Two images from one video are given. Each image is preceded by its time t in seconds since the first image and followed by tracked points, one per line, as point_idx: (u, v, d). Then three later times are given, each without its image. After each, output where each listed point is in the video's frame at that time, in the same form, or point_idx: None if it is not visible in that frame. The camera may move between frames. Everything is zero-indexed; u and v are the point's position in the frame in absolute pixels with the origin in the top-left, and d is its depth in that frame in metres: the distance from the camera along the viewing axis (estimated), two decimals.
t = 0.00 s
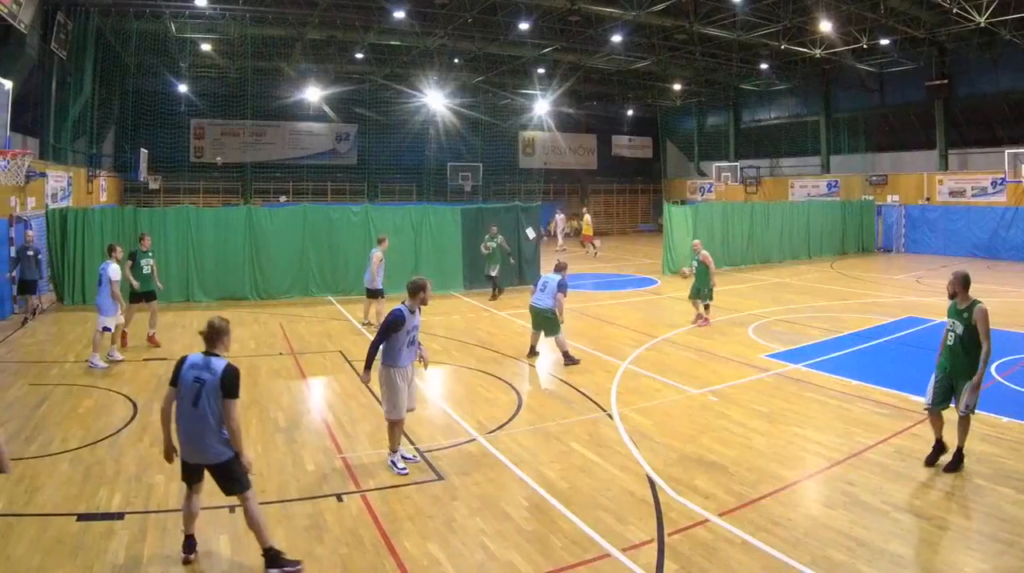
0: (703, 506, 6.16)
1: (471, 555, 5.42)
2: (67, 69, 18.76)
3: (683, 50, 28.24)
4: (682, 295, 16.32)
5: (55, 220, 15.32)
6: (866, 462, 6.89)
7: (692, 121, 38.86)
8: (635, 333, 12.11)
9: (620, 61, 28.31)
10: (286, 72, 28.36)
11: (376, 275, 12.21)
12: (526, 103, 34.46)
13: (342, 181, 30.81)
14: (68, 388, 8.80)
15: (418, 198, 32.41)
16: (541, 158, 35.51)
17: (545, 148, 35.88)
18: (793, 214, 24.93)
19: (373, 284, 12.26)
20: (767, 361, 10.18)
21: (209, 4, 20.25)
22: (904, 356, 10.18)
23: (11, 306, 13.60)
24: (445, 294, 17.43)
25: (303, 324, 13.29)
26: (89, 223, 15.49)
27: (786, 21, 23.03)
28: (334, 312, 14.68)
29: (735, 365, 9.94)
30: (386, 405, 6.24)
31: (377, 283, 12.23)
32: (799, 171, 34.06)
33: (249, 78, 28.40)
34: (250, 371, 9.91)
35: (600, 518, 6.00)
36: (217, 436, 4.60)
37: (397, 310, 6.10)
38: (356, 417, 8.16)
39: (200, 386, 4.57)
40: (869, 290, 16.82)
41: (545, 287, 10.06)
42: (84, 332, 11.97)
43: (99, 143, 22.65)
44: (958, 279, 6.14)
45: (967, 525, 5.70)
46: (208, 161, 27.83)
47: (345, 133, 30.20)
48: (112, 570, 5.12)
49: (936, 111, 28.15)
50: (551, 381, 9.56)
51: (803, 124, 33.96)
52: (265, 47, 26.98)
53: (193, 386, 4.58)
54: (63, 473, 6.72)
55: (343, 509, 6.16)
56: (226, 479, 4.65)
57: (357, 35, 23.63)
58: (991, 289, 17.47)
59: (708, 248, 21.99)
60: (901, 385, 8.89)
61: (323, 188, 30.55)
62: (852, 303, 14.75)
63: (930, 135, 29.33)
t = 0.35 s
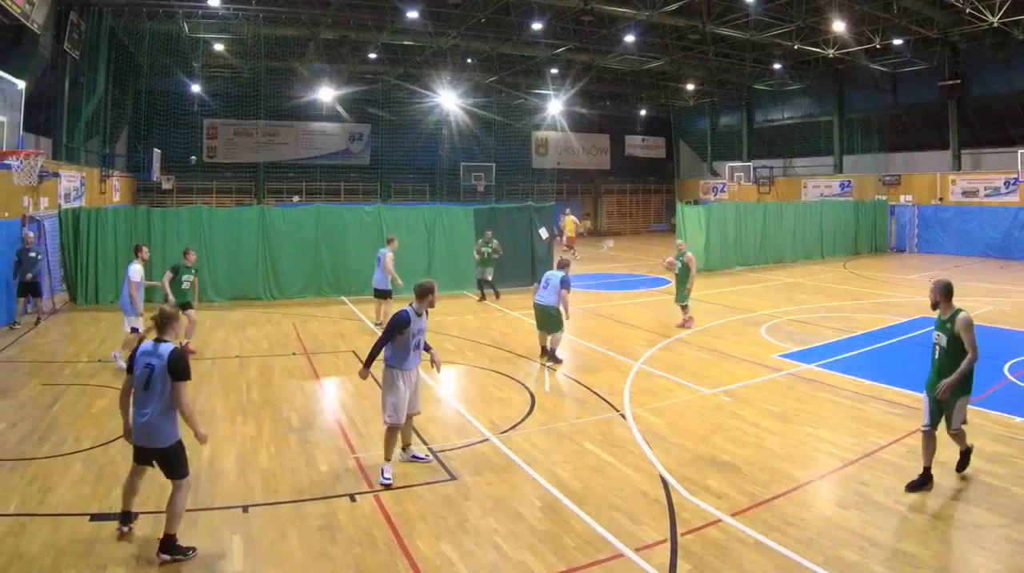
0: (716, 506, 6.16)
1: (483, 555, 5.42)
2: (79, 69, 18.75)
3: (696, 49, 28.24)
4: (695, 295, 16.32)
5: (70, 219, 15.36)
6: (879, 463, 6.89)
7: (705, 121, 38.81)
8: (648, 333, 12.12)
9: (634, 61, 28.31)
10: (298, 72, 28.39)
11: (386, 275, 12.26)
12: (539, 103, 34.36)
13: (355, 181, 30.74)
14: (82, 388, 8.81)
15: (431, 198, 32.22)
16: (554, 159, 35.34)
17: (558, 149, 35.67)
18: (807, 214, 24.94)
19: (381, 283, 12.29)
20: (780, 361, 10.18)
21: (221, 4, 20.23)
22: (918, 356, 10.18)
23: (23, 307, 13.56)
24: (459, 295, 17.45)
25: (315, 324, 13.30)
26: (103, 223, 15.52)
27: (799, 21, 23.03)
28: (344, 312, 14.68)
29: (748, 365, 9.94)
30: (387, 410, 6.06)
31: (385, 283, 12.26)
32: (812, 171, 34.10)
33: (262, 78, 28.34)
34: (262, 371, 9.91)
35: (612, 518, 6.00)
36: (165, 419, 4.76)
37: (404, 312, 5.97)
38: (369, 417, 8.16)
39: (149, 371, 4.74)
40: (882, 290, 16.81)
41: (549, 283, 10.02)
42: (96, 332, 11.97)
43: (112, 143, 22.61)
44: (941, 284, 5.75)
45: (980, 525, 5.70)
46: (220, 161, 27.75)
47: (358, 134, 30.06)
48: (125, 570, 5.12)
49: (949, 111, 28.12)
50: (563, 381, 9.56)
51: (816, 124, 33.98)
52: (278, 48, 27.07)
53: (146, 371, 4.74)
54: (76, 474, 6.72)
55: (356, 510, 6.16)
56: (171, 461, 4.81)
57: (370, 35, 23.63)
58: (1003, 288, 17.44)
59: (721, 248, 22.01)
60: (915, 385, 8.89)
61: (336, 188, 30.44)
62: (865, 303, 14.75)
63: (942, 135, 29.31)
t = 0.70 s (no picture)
0: (730, 506, 6.16)
1: (497, 555, 5.41)
2: (93, 69, 18.75)
3: (710, 49, 28.24)
4: (709, 295, 16.31)
5: (83, 220, 15.40)
6: (892, 462, 6.89)
7: (719, 122, 38.79)
8: (661, 333, 12.12)
9: (648, 61, 28.32)
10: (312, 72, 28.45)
11: (394, 276, 12.24)
12: (553, 103, 34.30)
13: (369, 181, 30.77)
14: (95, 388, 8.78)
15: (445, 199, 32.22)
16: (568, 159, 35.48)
17: (573, 149, 35.75)
18: (821, 214, 24.96)
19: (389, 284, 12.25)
20: (793, 361, 10.18)
21: (235, 4, 20.20)
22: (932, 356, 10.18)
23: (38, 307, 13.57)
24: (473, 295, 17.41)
25: (327, 324, 13.31)
26: (117, 223, 15.53)
27: (813, 22, 23.03)
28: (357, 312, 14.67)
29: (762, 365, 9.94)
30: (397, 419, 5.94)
31: (394, 284, 12.23)
32: (826, 171, 34.14)
33: (276, 79, 28.43)
34: (276, 371, 9.91)
35: (626, 518, 6.00)
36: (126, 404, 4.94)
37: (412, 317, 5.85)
38: (383, 417, 8.16)
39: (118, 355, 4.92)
40: (896, 290, 16.83)
41: (556, 286, 9.97)
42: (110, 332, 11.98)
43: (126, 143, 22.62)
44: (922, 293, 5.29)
45: (992, 525, 5.71)
46: (234, 161, 27.80)
47: (372, 134, 30.02)
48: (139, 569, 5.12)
49: (963, 111, 28.07)
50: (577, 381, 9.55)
51: (829, 124, 33.95)
52: (292, 48, 27.10)
53: (115, 355, 4.93)
54: (90, 473, 6.73)
55: (369, 510, 6.15)
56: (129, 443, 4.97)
57: (384, 35, 23.64)
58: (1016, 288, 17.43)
59: (734, 248, 22.01)
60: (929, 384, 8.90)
61: (351, 188, 30.45)
62: (879, 303, 14.75)
63: (957, 135, 29.27)
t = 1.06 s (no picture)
0: (743, 506, 6.15)
1: (511, 555, 5.40)
2: (106, 69, 18.76)
3: (723, 49, 28.20)
4: (722, 294, 16.29)
5: (96, 220, 15.43)
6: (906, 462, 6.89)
7: (732, 122, 38.73)
8: (674, 333, 12.12)
9: (660, 61, 28.24)
10: (325, 72, 28.45)
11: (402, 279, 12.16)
12: (566, 103, 34.26)
13: (381, 181, 30.73)
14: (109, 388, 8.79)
15: (458, 198, 32.16)
16: (581, 158, 35.74)
17: (585, 149, 35.92)
18: (834, 214, 24.93)
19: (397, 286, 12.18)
20: (807, 360, 10.19)
21: (248, 4, 20.17)
22: (946, 356, 10.18)
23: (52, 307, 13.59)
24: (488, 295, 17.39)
25: (338, 324, 13.32)
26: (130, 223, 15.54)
27: (826, 21, 23.00)
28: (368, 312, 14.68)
29: (775, 365, 9.94)
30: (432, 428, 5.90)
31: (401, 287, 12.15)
32: (839, 171, 34.05)
33: (289, 79, 28.47)
34: (288, 372, 9.90)
35: (639, 518, 6.00)
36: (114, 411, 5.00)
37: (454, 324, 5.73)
38: (397, 417, 8.16)
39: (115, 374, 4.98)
40: (909, 290, 16.81)
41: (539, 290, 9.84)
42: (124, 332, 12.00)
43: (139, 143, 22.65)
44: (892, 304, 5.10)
45: (1008, 525, 5.70)
46: (247, 161, 27.95)
47: (384, 134, 30.11)
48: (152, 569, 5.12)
49: (976, 111, 28.00)
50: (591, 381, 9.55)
51: (842, 124, 33.88)
52: (305, 48, 27.04)
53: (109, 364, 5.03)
54: (103, 474, 6.73)
55: (383, 510, 6.16)
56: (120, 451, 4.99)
57: (396, 35, 23.63)
58: None
59: (747, 248, 22.00)
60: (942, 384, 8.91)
61: (363, 188, 30.47)
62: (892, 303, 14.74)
63: (970, 136, 29.17)
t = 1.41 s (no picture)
0: (756, 506, 6.16)
1: (524, 555, 5.41)
2: (118, 69, 18.76)
3: (736, 50, 28.17)
4: (735, 294, 16.28)
5: (109, 220, 15.46)
6: (919, 462, 6.89)
7: (745, 122, 38.69)
8: (687, 333, 12.13)
9: (672, 61, 28.16)
10: (338, 72, 28.44)
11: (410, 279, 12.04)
12: (579, 103, 34.21)
13: (395, 180, 30.65)
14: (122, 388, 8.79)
15: (471, 198, 32.11)
16: (594, 159, 35.73)
17: (598, 149, 35.97)
18: (847, 214, 24.88)
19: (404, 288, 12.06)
20: (820, 360, 10.19)
21: (261, 4, 20.12)
22: (959, 356, 10.18)
23: (65, 307, 13.60)
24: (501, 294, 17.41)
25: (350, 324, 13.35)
26: (144, 223, 15.56)
27: (839, 21, 22.98)
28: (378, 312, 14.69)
29: (788, 366, 9.94)
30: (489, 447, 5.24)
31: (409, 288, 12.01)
32: (852, 171, 33.96)
33: (303, 79, 28.50)
34: (301, 373, 9.89)
35: (652, 518, 6.00)
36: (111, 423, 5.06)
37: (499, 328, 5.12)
38: (410, 417, 8.16)
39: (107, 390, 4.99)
40: (922, 290, 16.83)
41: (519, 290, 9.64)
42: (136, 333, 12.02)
43: (152, 142, 22.65)
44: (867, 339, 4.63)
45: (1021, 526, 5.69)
46: (259, 161, 27.99)
47: (398, 134, 30.07)
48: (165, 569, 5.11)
49: (989, 111, 27.95)
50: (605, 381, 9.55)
51: (855, 124, 33.84)
52: (318, 48, 26.99)
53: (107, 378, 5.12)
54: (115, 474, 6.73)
55: (396, 510, 6.16)
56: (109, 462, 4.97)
57: (410, 35, 23.61)
58: None
59: (760, 249, 22.02)
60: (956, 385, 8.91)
61: (376, 187, 30.45)
62: (904, 303, 14.75)
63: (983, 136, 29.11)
